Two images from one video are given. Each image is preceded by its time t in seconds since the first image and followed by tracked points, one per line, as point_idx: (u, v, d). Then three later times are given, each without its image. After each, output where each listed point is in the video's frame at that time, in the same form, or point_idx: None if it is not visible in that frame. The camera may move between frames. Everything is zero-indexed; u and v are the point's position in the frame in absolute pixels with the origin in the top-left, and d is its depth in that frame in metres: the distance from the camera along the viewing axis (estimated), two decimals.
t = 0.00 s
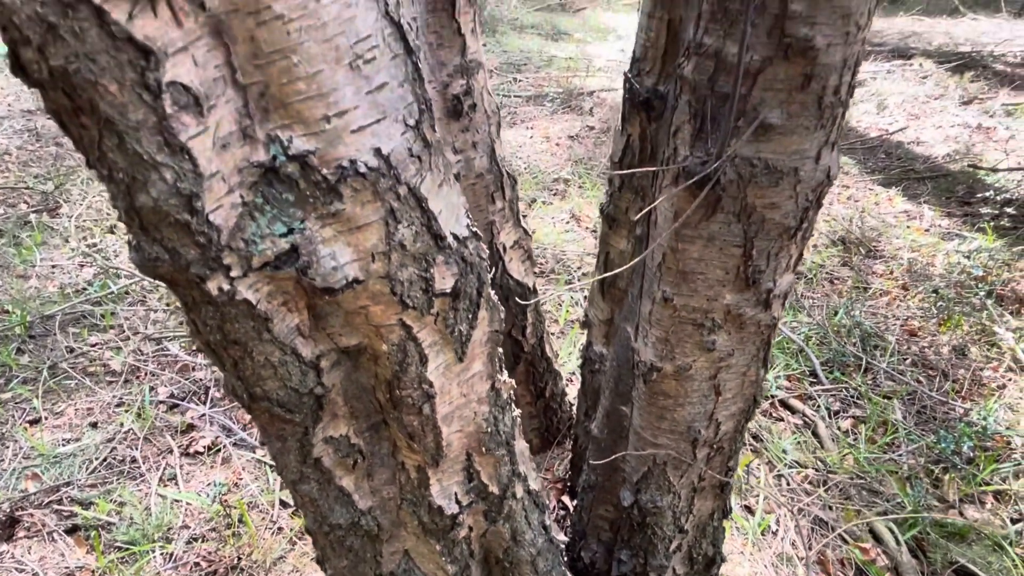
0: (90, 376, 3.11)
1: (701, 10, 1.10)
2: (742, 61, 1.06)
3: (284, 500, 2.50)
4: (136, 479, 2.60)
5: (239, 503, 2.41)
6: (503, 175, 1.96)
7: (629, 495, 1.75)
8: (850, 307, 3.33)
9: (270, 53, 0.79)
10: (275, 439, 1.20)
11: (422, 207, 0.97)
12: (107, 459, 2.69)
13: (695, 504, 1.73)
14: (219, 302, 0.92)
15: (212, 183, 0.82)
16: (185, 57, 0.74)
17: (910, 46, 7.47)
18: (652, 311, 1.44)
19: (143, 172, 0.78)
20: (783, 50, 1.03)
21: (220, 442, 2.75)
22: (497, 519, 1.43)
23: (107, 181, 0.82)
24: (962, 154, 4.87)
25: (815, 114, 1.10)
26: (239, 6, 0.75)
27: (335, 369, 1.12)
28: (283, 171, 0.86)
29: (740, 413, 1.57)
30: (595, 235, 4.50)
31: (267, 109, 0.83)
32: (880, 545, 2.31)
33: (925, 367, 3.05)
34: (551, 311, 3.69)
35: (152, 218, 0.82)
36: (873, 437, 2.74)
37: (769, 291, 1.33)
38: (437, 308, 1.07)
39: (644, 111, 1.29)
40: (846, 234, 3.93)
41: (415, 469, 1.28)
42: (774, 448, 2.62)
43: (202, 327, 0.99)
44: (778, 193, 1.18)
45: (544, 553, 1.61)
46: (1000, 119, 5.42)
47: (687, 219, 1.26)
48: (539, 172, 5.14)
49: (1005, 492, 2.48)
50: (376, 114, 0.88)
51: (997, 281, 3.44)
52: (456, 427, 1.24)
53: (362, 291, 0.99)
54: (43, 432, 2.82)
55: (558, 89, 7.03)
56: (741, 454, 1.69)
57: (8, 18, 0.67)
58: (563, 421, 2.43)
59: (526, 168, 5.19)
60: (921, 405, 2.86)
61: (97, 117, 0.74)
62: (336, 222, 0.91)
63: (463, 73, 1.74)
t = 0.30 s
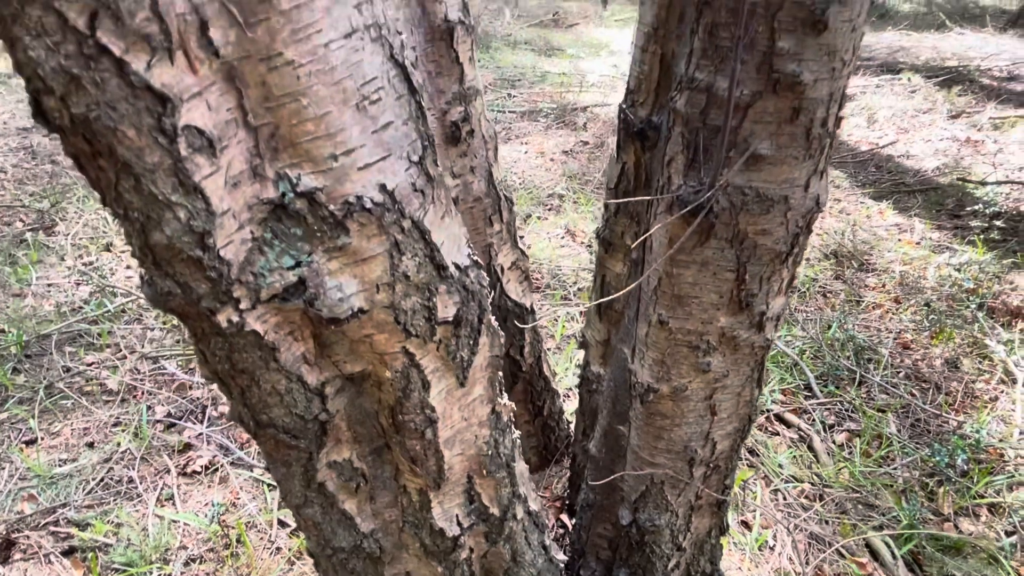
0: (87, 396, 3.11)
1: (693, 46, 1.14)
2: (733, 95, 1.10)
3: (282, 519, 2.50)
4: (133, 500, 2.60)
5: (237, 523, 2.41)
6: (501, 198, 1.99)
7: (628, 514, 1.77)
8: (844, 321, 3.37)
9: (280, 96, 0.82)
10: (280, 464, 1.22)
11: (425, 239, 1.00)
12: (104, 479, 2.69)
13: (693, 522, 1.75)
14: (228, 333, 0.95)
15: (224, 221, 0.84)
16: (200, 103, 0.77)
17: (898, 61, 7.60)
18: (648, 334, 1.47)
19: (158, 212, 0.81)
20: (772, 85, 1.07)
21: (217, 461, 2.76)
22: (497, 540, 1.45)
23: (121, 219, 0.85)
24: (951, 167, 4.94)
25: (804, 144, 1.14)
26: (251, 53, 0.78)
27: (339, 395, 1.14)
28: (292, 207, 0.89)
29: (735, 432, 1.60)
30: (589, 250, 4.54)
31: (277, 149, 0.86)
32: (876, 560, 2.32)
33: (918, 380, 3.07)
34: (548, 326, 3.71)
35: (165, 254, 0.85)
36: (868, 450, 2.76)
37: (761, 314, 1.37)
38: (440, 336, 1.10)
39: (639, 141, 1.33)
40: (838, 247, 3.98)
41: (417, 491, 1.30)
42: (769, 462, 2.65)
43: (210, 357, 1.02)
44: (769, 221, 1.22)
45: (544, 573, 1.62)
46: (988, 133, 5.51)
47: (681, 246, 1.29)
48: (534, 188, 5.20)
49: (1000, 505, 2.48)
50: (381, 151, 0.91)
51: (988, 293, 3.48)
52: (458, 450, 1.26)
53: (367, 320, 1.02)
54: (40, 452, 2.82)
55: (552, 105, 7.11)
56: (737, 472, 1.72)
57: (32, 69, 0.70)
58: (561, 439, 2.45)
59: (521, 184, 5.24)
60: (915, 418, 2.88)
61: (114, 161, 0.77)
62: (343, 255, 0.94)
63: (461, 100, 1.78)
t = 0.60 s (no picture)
0: (83, 415, 3.11)
1: (682, 79, 1.18)
2: (721, 126, 1.15)
3: (279, 538, 2.50)
4: (130, 519, 2.60)
5: (234, 542, 2.42)
6: (497, 220, 2.03)
7: (624, 531, 1.79)
8: (837, 334, 3.41)
9: (288, 135, 0.86)
10: (283, 487, 1.24)
11: (426, 268, 1.04)
12: (100, 499, 2.70)
13: (689, 539, 1.77)
14: (234, 360, 0.98)
15: (233, 254, 0.88)
16: (211, 143, 0.81)
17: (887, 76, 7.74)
18: (642, 354, 1.50)
19: (170, 246, 0.84)
20: (759, 117, 1.12)
21: (214, 480, 2.77)
22: (496, 559, 1.47)
23: (133, 252, 0.88)
24: (940, 181, 5.01)
25: (791, 172, 1.18)
26: (261, 95, 0.82)
27: (342, 419, 1.17)
28: (297, 239, 0.92)
29: (729, 449, 1.63)
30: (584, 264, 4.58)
31: (284, 185, 0.90)
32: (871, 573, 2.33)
33: (911, 393, 3.10)
34: (543, 341, 3.74)
35: (176, 287, 0.88)
36: (862, 463, 2.78)
37: (752, 334, 1.40)
38: (440, 360, 1.13)
39: (631, 167, 1.37)
40: (830, 261, 4.04)
41: (417, 511, 1.32)
42: (765, 476, 2.68)
43: (217, 383, 1.05)
44: (758, 245, 1.26)
45: None
46: (975, 146, 5.59)
47: (673, 269, 1.33)
48: (529, 203, 5.25)
49: (993, 517, 2.49)
50: (384, 185, 0.95)
51: (978, 306, 3.52)
52: (457, 471, 1.29)
53: (369, 346, 1.05)
54: (36, 472, 2.82)
55: (546, 120, 7.19)
56: (731, 489, 1.75)
57: (53, 114, 0.73)
58: (558, 456, 2.47)
59: (516, 200, 5.29)
60: (908, 431, 2.91)
61: (130, 199, 0.80)
62: (347, 284, 0.98)
63: (459, 126, 1.83)
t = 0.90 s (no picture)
0: (79, 435, 3.12)
1: (670, 112, 1.23)
2: (708, 158, 1.19)
3: (276, 557, 2.50)
4: (126, 540, 2.61)
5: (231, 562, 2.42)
6: (493, 243, 2.07)
7: (620, 549, 1.82)
8: (829, 349, 3.45)
9: (293, 174, 0.89)
10: (285, 511, 1.26)
11: (425, 297, 1.07)
12: (96, 520, 2.70)
13: (684, 556, 1.80)
14: (239, 389, 1.01)
15: (239, 288, 0.91)
16: (220, 183, 0.84)
17: (876, 91, 7.87)
18: (636, 375, 1.53)
19: (179, 282, 0.88)
20: (745, 149, 1.16)
21: (211, 500, 2.77)
22: None
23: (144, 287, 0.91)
24: (930, 195, 5.07)
25: (776, 201, 1.22)
26: (267, 136, 0.86)
27: (342, 443, 1.19)
28: (301, 272, 0.96)
29: (722, 468, 1.66)
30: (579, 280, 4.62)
31: (288, 220, 0.93)
32: None
33: (903, 407, 3.13)
34: (538, 357, 3.75)
35: (185, 320, 0.92)
36: (856, 477, 2.81)
37: (742, 356, 1.44)
38: (438, 386, 1.16)
39: (623, 195, 1.42)
40: (822, 275, 4.09)
41: (416, 533, 1.34)
42: (760, 491, 2.71)
43: (222, 411, 1.08)
44: (746, 271, 1.30)
45: None
46: (964, 160, 5.67)
47: (664, 294, 1.37)
48: (523, 219, 5.30)
49: (987, 530, 2.51)
50: (385, 219, 0.98)
51: (969, 319, 3.56)
52: (456, 493, 1.31)
53: (370, 373, 1.08)
54: (31, 493, 2.82)
55: (540, 136, 7.27)
56: (725, 506, 1.78)
57: (71, 160, 0.77)
58: (554, 474, 2.49)
59: (511, 216, 5.34)
60: (901, 445, 2.94)
61: (141, 238, 0.84)
62: (349, 314, 1.01)
63: (454, 152, 1.88)
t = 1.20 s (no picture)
0: (77, 455, 3.13)
1: (663, 145, 1.27)
2: (701, 189, 1.24)
3: None
4: (125, 562, 2.61)
5: None
6: (492, 265, 2.11)
7: (620, 567, 1.84)
8: (824, 363, 3.49)
9: (305, 211, 0.94)
10: (291, 533, 1.29)
11: (430, 326, 1.11)
12: (95, 541, 2.70)
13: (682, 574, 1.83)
14: (251, 417, 1.04)
15: (252, 319, 0.95)
16: (236, 221, 0.88)
17: (867, 106, 7.99)
18: (633, 397, 1.57)
19: (195, 315, 0.91)
20: (736, 180, 1.21)
21: (210, 520, 2.78)
22: None
23: (160, 320, 0.95)
24: (921, 209, 5.13)
25: (767, 229, 1.27)
26: (281, 176, 0.90)
27: (349, 467, 1.22)
28: (312, 303, 1.00)
29: (719, 486, 1.69)
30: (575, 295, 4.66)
31: (300, 254, 0.97)
32: None
33: (898, 422, 3.17)
34: (536, 374, 3.78)
35: (200, 351, 0.95)
36: (852, 492, 2.83)
37: (737, 377, 1.48)
38: (442, 410, 1.19)
39: (619, 223, 1.46)
40: (816, 289, 4.14)
41: (419, 554, 1.37)
42: (757, 507, 2.73)
43: (233, 437, 1.11)
44: (739, 295, 1.34)
45: None
46: (954, 175, 5.75)
47: (660, 318, 1.41)
48: (519, 235, 5.34)
49: (981, 545, 2.53)
50: (391, 252, 1.02)
51: (961, 333, 3.60)
52: (458, 514, 1.34)
53: (377, 400, 1.11)
54: (29, 515, 2.82)
55: (535, 152, 7.35)
56: (722, 524, 1.81)
57: (96, 202, 0.81)
58: (553, 493, 2.52)
59: (507, 232, 5.39)
60: (896, 460, 2.97)
61: (161, 274, 0.87)
62: (357, 343, 1.05)
63: (455, 178, 1.93)
